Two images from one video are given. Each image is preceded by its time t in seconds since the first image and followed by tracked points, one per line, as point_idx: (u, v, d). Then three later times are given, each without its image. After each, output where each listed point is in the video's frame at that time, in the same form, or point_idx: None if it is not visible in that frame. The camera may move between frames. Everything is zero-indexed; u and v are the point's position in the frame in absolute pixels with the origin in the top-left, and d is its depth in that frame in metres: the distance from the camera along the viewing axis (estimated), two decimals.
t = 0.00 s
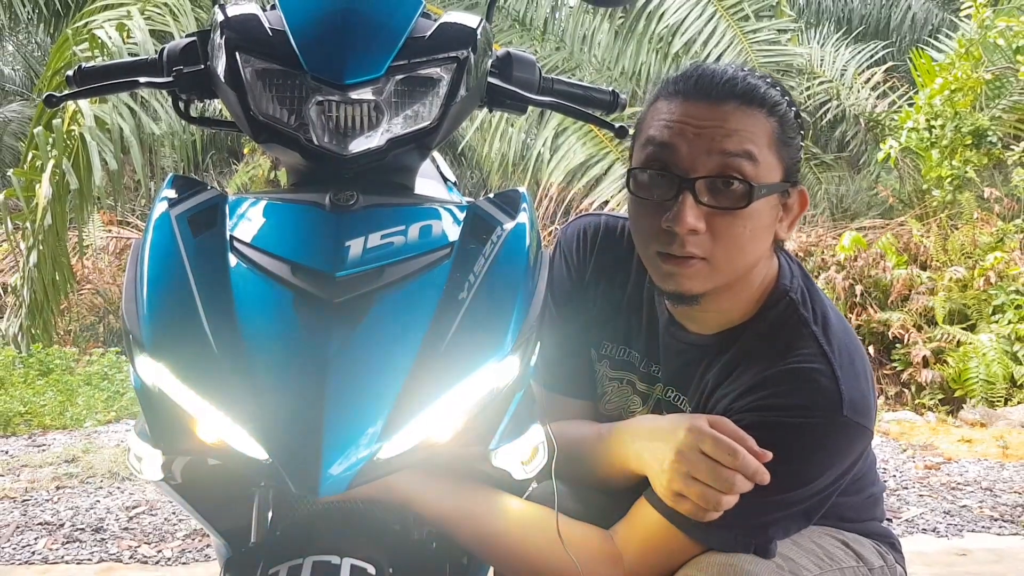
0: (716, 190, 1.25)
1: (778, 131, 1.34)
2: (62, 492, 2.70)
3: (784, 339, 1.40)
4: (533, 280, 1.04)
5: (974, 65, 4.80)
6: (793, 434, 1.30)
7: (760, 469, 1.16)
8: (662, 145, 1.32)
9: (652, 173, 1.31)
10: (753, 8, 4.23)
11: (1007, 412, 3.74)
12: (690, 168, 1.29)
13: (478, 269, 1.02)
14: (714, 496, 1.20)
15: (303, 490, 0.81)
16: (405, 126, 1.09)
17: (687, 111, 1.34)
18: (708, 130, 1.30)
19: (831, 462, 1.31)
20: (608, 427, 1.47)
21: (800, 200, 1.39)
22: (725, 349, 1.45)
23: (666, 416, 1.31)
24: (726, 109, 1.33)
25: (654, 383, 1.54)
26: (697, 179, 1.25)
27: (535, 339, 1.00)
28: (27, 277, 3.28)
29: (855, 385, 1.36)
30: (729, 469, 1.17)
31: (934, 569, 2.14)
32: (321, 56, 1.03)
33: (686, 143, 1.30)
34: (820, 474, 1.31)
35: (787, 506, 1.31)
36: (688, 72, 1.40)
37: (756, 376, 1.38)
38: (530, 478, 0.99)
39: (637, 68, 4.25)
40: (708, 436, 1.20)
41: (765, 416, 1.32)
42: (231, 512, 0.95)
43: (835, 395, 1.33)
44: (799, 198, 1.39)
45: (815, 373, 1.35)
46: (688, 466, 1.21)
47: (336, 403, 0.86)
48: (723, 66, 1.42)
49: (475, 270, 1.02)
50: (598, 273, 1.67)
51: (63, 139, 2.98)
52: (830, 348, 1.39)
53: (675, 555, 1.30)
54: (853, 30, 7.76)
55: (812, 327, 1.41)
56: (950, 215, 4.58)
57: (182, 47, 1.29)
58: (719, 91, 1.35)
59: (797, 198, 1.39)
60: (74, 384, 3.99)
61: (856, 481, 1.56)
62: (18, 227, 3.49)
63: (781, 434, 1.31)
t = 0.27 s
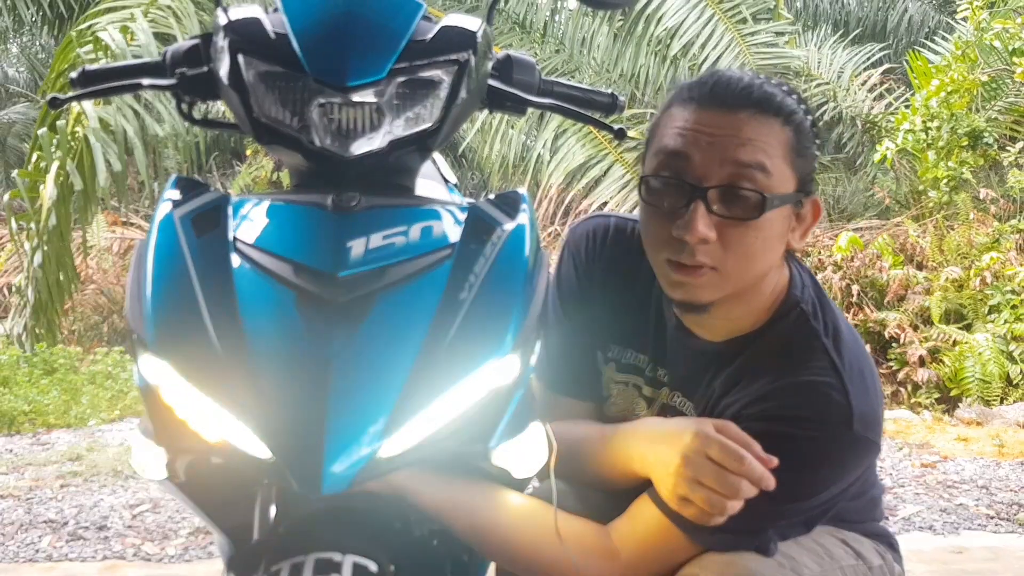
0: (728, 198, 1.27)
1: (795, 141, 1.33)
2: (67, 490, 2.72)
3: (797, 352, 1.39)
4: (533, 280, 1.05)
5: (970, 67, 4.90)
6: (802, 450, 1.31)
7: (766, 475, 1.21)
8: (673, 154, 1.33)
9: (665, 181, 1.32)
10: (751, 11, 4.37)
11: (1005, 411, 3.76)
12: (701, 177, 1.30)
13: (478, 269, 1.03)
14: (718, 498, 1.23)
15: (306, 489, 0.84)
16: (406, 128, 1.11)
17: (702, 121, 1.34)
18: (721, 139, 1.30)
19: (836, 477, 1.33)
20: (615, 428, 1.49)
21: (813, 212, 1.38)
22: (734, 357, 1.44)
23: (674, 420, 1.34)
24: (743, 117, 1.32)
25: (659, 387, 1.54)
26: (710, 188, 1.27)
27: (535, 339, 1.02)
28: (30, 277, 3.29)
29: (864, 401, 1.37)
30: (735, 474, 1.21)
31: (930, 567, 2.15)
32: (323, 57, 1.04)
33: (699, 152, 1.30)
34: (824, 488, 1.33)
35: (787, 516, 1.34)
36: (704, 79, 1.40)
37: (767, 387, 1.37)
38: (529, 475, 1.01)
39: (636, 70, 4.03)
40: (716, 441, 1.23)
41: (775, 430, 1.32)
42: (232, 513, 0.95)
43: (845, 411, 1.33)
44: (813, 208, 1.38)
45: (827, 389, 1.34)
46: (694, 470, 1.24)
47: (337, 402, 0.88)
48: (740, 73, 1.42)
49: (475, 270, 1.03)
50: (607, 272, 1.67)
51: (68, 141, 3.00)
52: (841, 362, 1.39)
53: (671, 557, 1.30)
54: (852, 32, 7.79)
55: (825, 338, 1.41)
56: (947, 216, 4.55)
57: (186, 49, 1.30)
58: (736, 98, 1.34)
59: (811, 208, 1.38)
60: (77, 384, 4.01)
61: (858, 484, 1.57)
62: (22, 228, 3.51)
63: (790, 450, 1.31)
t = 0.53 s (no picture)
0: (752, 226, 1.22)
1: (828, 164, 1.29)
2: (64, 491, 2.71)
3: (812, 361, 1.38)
4: (533, 281, 1.04)
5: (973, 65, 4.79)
6: (816, 461, 1.30)
7: (772, 486, 1.18)
8: (700, 169, 1.28)
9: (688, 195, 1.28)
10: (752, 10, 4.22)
11: (1006, 412, 3.76)
12: (725, 199, 1.25)
13: (478, 269, 1.02)
14: (724, 511, 1.20)
15: (303, 489, 0.82)
16: (406, 127, 1.10)
17: (735, 132, 1.28)
18: (752, 159, 1.25)
19: (847, 489, 1.32)
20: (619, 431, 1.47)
21: (842, 233, 1.34)
22: (747, 365, 1.43)
23: (678, 427, 1.30)
24: (778, 136, 1.27)
25: (670, 392, 1.52)
26: (733, 211, 1.23)
27: (535, 340, 1.01)
28: (28, 277, 3.28)
29: (880, 413, 1.36)
30: (741, 486, 1.19)
31: (932, 568, 2.14)
32: (322, 56, 1.03)
33: (725, 172, 1.25)
34: (834, 501, 1.32)
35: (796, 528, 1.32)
36: (742, 86, 1.34)
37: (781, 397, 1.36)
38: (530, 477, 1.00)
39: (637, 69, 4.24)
40: (721, 451, 1.20)
41: (788, 439, 1.31)
42: (228, 513, 0.95)
43: (860, 424, 1.32)
44: (842, 229, 1.34)
45: (843, 400, 1.33)
46: (700, 481, 1.21)
47: (337, 403, 0.87)
48: (780, 80, 1.36)
49: (475, 270, 1.02)
50: (618, 273, 1.61)
51: (65, 140, 2.99)
52: (858, 374, 1.38)
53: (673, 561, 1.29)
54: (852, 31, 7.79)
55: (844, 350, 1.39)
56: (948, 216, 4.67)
57: (184, 47, 1.29)
58: (774, 113, 1.29)
59: (841, 231, 1.33)
60: (75, 384, 4.00)
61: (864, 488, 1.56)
62: (20, 228, 3.50)
63: (803, 460, 1.30)
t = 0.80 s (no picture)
0: (783, 257, 1.21)
1: (868, 200, 1.27)
2: (64, 491, 2.71)
3: (828, 372, 1.38)
4: (534, 281, 1.04)
5: (972, 66, 4.81)
6: (827, 475, 1.31)
7: (777, 494, 1.17)
8: (735, 189, 1.26)
9: (719, 212, 1.26)
10: (752, 10, 4.16)
11: (1006, 412, 3.75)
12: (756, 225, 1.22)
13: (478, 269, 1.03)
14: (728, 518, 1.20)
15: (303, 489, 0.82)
16: (405, 126, 1.10)
17: (780, 153, 1.25)
18: (793, 188, 1.22)
19: (853, 502, 1.33)
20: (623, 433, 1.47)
21: (872, 264, 1.33)
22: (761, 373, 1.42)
23: (684, 431, 1.30)
24: (823, 168, 1.24)
25: (679, 398, 1.51)
26: (763, 238, 1.21)
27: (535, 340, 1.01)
28: (28, 277, 3.28)
29: (892, 428, 1.37)
30: (746, 493, 1.18)
31: (933, 568, 2.14)
32: (322, 56, 1.03)
33: (761, 197, 1.22)
34: (839, 513, 1.33)
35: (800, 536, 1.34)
36: (794, 105, 1.30)
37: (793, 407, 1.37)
38: (530, 475, 1.00)
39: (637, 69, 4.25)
40: (726, 458, 1.20)
41: (801, 451, 1.32)
42: (228, 513, 0.95)
43: (874, 439, 1.33)
44: (872, 260, 1.33)
45: (857, 415, 1.34)
46: (704, 487, 1.21)
47: (338, 404, 0.87)
48: (833, 101, 1.32)
49: (475, 269, 1.02)
50: (626, 274, 1.59)
51: (65, 140, 2.99)
52: (873, 388, 1.38)
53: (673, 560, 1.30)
54: (852, 31, 7.80)
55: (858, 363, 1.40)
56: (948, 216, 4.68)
57: (184, 47, 1.29)
58: (825, 141, 1.25)
59: (870, 261, 1.32)
60: (75, 384, 4.00)
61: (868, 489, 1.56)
62: (19, 227, 3.50)
63: (813, 473, 1.31)
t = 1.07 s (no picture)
0: (793, 272, 1.21)
1: (884, 217, 1.27)
2: (64, 491, 2.71)
3: (835, 377, 1.38)
4: (534, 282, 1.04)
5: (973, 66, 4.81)
6: (832, 480, 1.31)
7: (781, 500, 1.17)
8: (748, 197, 1.25)
9: (732, 221, 1.27)
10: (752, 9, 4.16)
11: (1006, 411, 3.75)
12: (769, 236, 1.22)
13: (478, 269, 1.03)
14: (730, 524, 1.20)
15: (303, 489, 0.82)
16: (405, 126, 1.10)
17: (799, 164, 1.24)
18: (810, 201, 1.21)
19: (859, 508, 1.33)
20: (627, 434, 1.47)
21: (884, 276, 1.34)
22: (767, 377, 1.42)
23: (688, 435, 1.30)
24: (843, 184, 1.23)
25: (686, 400, 1.51)
26: (776, 251, 1.21)
27: (535, 340, 1.01)
28: (27, 277, 3.28)
29: (898, 435, 1.37)
30: (750, 500, 1.18)
31: (933, 568, 2.14)
32: (322, 57, 1.03)
33: (776, 209, 1.22)
34: (844, 519, 1.33)
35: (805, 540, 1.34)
36: (819, 115, 1.28)
37: (798, 411, 1.37)
38: (530, 477, 1.00)
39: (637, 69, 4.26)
40: (731, 464, 1.20)
41: (807, 456, 1.31)
42: (228, 515, 0.95)
43: (879, 445, 1.33)
44: (886, 274, 1.34)
45: (864, 421, 1.34)
46: (707, 492, 1.21)
47: (338, 403, 0.87)
48: (856, 112, 1.31)
49: (475, 270, 1.02)
50: (633, 275, 1.59)
51: (65, 140, 2.98)
52: (880, 394, 1.38)
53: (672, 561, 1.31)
54: (852, 31, 7.81)
55: (866, 369, 1.40)
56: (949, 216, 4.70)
57: (185, 47, 1.29)
58: (847, 156, 1.24)
59: (882, 273, 1.33)
60: (75, 384, 4.00)
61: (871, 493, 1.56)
62: (19, 227, 3.50)
63: (819, 478, 1.30)
